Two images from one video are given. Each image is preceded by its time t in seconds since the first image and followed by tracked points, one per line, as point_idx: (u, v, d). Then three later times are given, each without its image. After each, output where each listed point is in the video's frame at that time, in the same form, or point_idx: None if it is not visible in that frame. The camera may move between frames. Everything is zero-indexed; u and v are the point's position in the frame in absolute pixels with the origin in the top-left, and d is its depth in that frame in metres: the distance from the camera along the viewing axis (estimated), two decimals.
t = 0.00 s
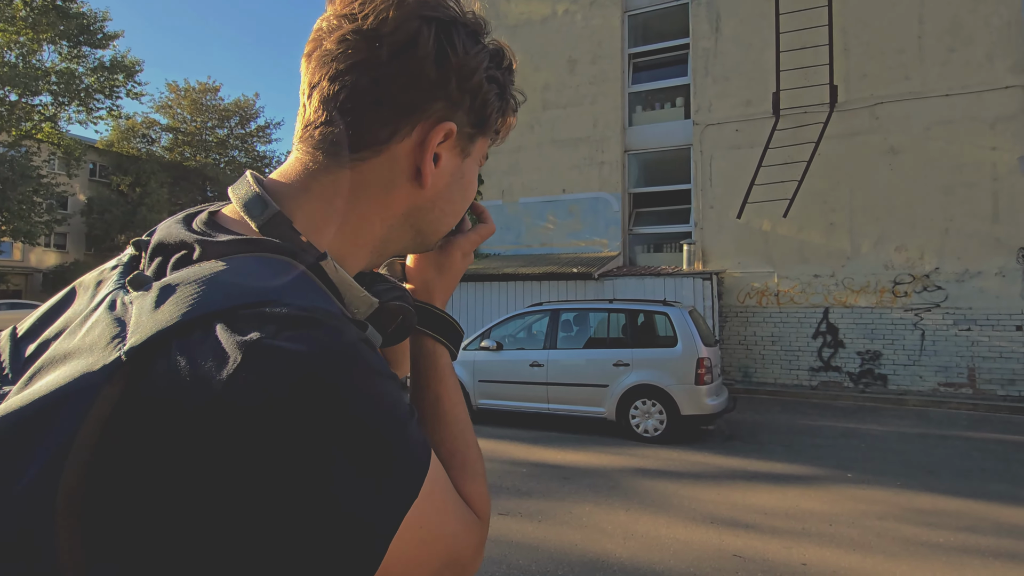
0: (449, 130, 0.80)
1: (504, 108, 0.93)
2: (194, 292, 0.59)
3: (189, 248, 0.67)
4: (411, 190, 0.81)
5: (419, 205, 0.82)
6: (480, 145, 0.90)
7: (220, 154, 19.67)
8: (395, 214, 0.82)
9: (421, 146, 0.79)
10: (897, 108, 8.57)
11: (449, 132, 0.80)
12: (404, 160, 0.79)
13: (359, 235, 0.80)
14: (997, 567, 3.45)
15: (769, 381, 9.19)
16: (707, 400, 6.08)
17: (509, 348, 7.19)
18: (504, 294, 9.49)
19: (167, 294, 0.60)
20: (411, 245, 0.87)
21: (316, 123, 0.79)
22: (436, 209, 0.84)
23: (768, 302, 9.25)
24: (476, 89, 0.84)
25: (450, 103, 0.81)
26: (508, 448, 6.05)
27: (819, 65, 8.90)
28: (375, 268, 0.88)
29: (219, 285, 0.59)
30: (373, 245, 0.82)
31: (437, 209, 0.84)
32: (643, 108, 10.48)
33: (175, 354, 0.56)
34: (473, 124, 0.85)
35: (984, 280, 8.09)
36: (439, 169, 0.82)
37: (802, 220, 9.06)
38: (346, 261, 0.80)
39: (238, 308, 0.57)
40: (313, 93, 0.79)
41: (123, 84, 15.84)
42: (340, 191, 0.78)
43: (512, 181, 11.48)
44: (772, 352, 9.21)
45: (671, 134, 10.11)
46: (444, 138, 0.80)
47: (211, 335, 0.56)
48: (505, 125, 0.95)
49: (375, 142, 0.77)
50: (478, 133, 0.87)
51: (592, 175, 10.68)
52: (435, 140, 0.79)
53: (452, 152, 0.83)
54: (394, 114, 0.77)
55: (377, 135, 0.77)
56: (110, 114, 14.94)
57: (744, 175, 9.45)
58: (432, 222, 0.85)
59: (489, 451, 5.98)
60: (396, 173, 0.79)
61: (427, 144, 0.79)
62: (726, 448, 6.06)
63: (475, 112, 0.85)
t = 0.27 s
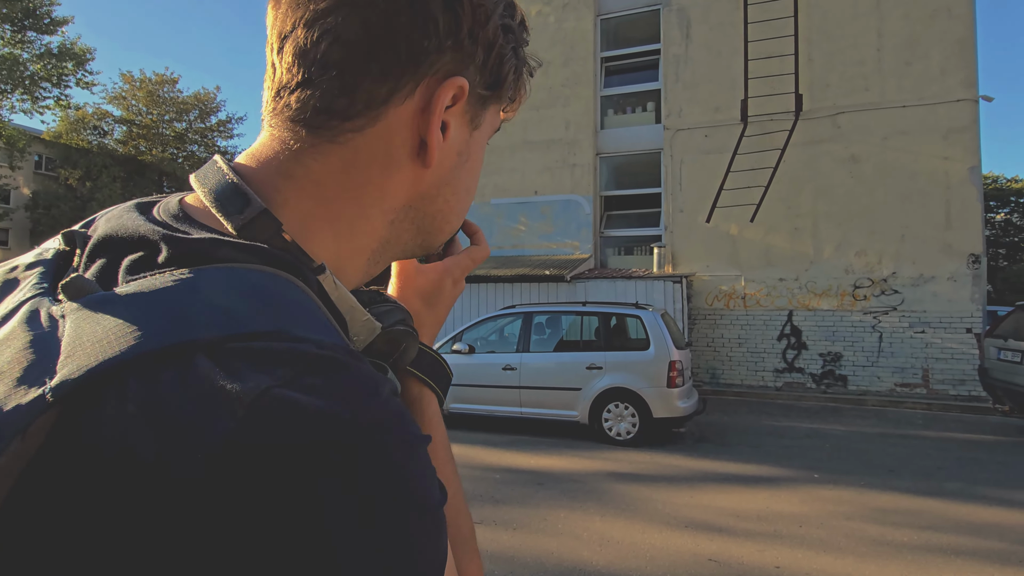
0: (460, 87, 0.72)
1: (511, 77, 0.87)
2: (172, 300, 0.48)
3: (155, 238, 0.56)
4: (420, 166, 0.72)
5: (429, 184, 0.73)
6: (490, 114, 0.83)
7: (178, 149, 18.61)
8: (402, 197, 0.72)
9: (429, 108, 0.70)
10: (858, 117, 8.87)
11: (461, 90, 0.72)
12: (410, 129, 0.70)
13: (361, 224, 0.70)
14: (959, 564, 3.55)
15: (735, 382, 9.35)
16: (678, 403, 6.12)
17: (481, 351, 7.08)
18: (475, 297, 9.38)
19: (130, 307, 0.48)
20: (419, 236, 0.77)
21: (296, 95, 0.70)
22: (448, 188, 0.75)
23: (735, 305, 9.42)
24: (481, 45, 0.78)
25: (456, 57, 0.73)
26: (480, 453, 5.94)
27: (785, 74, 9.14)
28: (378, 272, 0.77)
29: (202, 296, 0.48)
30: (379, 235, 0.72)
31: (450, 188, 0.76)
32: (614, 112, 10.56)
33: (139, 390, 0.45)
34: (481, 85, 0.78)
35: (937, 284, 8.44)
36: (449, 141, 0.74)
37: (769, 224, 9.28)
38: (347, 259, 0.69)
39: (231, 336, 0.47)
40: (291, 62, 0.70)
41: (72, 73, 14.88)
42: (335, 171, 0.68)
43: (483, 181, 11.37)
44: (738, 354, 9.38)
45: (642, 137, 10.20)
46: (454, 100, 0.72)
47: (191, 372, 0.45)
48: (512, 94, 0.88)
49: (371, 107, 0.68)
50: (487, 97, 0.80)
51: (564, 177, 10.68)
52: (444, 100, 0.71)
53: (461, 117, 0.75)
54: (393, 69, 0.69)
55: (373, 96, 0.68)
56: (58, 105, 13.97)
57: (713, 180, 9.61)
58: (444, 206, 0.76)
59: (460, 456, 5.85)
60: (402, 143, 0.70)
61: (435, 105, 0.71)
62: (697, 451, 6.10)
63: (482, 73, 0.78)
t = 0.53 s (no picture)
0: (420, 66, 0.70)
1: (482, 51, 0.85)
2: (104, 376, 0.46)
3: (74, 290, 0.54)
4: (382, 165, 0.70)
5: (396, 181, 0.71)
6: (462, 94, 0.80)
7: (158, 148, 18.15)
8: (366, 202, 0.71)
9: (381, 98, 0.68)
10: (843, 125, 8.99)
11: (420, 72, 0.70)
12: (364, 126, 0.68)
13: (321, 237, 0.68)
14: (949, 570, 3.57)
15: (723, 387, 9.39)
16: (668, 409, 6.10)
17: (470, 357, 7.01)
18: (463, 301, 9.30)
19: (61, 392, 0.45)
20: (396, 241, 0.75)
21: (231, 108, 0.68)
22: (417, 185, 0.73)
23: (722, 309, 9.48)
24: (438, 16, 0.75)
25: (409, 36, 0.71)
26: (469, 460, 5.87)
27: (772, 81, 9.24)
28: (356, 286, 0.76)
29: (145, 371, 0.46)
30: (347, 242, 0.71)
31: (421, 185, 0.74)
32: (603, 116, 10.58)
33: (82, 495, 0.43)
34: (443, 61, 0.76)
35: (920, 290, 8.58)
36: (413, 132, 0.72)
37: (756, 230, 9.35)
38: (307, 278, 0.68)
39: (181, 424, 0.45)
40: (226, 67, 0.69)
41: (49, 69, 14.41)
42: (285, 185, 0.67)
43: (472, 184, 11.30)
44: (726, 358, 9.42)
45: (632, 142, 10.23)
46: (411, 85, 0.70)
47: (117, 468, 0.43)
48: (486, 68, 0.86)
49: (310, 105, 0.67)
50: (453, 78, 0.78)
51: (553, 181, 10.66)
52: (398, 86, 0.69)
53: (425, 100, 0.73)
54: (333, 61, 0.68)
55: (311, 95, 0.68)
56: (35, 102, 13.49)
57: (701, 185, 9.67)
58: (419, 204, 0.74)
59: (449, 463, 5.77)
60: (359, 142, 0.69)
61: (389, 93, 0.68)
62: (687, 456, 6.10)
63: (444, 50, 0.76)
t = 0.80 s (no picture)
0: (160, 53, 0.69)
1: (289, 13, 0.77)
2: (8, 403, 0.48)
3: None
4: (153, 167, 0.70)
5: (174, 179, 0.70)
6: (262, 65, 0.74)
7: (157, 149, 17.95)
8: (159, 210, 0.71)
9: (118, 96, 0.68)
10: (842, 128, 9.04)
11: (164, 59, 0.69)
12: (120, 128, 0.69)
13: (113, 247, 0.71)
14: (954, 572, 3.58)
15: (722, 388, 9.41)
16: (670, 411, 6.11)
17: (471, 359, 7.02)
18: (463, 303, 9.29)
19: None
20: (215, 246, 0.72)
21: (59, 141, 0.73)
22: (203, 177, 0.70)
23: (722, 311, 9.51)
24: None
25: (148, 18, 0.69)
26: (470, 463, 5.86)
27: (772, 84, 9.28)
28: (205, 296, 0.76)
29: (71, 409, 0.50)
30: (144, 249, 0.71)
31: (209, 176, 0.70)
32: (603, 118, 10.60)
33: None
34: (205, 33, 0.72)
35: (918, 292, 8.63)
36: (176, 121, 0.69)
37: (755, 232, 9.39)
38: (136, 293, 0.72)
39: (25, 460, 0.46)
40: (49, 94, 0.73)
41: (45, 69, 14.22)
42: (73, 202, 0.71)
43: (471, 186, 11.30)
44: (725, 360, 9.45)
45: (632, 144, 10.25)
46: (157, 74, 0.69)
47: None
48: (301, 29, 0.77)
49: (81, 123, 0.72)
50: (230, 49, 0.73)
51: (553, 182, 10.66)
52: (133, 79, 0.68)
53: (190, 87, 0.71)
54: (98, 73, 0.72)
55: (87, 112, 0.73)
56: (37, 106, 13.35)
57: (701, 187, 9.70)
58: (219, 204, 0.71)
59: (449, 465, 5.77)
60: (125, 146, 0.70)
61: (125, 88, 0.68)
62: (688, 458, 6.11)
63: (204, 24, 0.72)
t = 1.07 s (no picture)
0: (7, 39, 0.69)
1: None
2: None
3: None
4: (13, 150, 0.70)
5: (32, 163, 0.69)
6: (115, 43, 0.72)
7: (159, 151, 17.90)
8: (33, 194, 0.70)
9: None
10: (843, 128, 9.06)
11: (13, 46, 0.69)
12: None
13: None
14: (960, 571, 3.60)
15: (724, 388, 9.43)
16: (674, 411, 6.13)
17: (474, 359, 7.04)
18: (465, 303, 9.30)
19: None
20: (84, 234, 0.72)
21: None
22: (60, 161, 0.69)
23: (724, 311, 9.53)
24: None
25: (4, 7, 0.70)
26: (473, 462, 5.88)
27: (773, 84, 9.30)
28: (85, 287, 0.75)
29: None
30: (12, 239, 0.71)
31: (61, 158, 0.69)
32: (604, 118, 10.62)
33: None
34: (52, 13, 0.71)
35: (919, 292, 8.65)
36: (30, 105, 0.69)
37: (757, 232, 9.41)
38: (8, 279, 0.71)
39: None
40: None
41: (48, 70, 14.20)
42: None
43: (473, 186, 11.31)
44: (727, 360, 9.47)
45: (634, 144, 10.27)
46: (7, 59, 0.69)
47: None
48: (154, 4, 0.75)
49: None
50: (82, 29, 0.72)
51: (555, 183, 10.68)
52: None
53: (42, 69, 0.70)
54: None
55: None
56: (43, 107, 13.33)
57: (703, 187, 9.71)
58: (79, 184, 0.70)
59: (453, 465, 5.79)
60: None
61: None
62: (692, 458, 6.13)
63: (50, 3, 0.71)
